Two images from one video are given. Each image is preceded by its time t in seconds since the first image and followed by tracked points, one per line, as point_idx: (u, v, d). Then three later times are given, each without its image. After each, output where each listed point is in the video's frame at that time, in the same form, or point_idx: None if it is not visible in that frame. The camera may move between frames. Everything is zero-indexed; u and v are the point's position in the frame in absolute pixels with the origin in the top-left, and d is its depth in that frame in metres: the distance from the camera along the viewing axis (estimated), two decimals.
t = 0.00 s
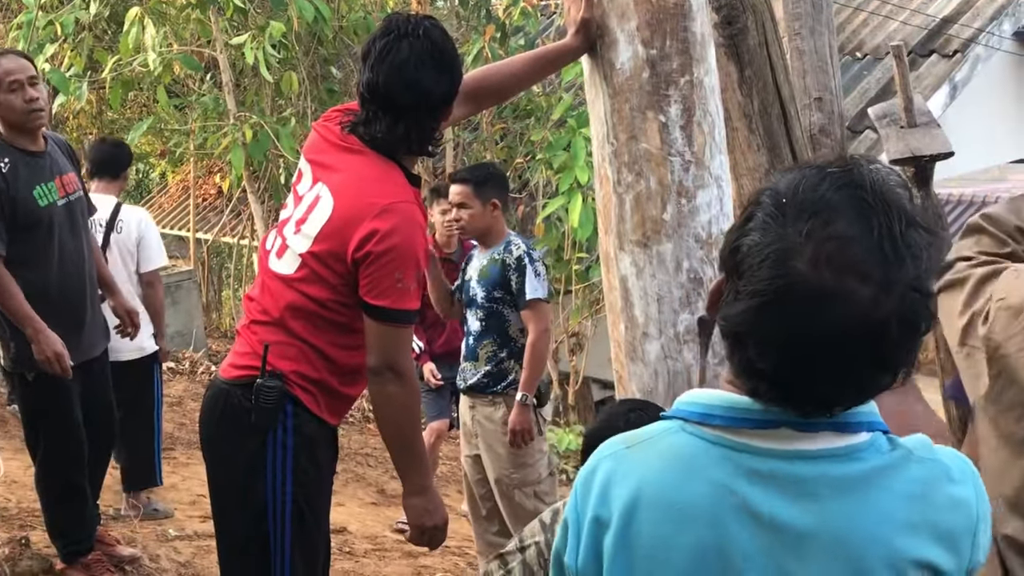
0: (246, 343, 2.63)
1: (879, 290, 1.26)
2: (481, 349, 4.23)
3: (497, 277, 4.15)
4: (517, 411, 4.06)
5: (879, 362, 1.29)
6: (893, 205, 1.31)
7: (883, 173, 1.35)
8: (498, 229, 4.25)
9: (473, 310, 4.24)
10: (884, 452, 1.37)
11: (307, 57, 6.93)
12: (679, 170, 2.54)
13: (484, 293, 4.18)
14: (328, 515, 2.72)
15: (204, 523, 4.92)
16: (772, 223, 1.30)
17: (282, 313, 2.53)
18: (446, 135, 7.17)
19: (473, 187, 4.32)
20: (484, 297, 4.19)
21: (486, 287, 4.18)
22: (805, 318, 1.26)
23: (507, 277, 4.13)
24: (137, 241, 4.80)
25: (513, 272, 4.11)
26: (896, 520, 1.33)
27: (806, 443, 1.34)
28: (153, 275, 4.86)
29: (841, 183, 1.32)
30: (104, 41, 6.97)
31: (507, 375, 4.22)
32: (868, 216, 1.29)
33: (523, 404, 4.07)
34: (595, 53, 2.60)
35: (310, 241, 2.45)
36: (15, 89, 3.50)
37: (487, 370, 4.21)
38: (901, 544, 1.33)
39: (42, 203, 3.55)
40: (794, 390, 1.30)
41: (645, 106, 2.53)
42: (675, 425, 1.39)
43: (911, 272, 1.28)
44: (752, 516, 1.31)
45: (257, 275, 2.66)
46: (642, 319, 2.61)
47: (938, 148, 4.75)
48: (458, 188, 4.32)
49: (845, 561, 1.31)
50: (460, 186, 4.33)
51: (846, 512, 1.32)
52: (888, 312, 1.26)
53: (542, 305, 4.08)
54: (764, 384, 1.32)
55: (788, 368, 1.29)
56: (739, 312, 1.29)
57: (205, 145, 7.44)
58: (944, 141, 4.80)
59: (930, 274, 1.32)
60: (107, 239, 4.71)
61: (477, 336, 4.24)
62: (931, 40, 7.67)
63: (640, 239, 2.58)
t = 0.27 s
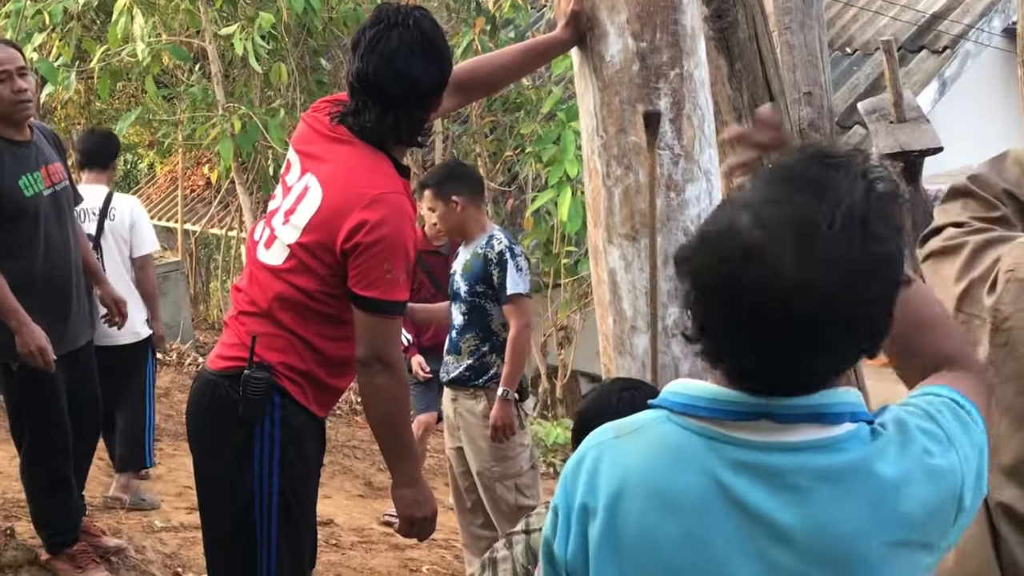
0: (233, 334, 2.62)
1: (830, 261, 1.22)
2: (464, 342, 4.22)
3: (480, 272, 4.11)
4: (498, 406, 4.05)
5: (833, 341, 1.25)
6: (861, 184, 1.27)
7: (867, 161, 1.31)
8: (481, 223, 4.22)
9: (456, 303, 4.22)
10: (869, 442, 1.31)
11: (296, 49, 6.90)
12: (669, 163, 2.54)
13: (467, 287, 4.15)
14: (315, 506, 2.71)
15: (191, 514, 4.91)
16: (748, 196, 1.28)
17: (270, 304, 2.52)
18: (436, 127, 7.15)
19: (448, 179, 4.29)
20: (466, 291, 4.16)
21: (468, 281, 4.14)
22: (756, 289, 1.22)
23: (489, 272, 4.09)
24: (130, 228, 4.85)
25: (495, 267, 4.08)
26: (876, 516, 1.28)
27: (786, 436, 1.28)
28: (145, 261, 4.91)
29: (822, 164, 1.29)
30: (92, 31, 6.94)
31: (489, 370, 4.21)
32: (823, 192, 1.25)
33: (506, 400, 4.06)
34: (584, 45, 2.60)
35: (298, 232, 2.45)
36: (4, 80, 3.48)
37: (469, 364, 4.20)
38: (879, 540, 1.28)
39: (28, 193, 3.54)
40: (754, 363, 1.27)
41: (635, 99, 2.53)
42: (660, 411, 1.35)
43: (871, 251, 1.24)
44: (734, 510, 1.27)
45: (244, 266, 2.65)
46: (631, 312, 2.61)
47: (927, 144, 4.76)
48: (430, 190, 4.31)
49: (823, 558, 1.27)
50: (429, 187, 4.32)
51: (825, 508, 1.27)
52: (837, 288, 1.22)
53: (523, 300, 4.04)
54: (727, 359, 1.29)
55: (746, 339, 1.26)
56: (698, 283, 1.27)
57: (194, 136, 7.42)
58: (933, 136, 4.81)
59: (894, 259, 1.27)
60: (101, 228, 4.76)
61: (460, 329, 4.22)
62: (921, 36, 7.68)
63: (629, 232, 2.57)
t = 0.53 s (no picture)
0: (213, 327, 2.61)
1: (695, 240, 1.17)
2: (430, 334, 4.27)
3: (441, 265, 4.13)
4: (460, 399, 4.03)
5: (726, 327, 1.19)
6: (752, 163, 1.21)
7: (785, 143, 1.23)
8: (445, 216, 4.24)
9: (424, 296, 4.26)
10: (784, 430, 1.21)
11: (279, 41, 6.88)
12: (650, 160, 2.52)
13: (430, 280, 4.19)
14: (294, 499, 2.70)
15: (170, 507, 4.89)
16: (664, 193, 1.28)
17: (250, 296, 2.51)
18: (419, 121, 7.14)
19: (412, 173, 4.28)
20: (431, 284, 4.19)
21: (431, 274, 4.17)
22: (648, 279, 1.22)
23: (448, 265, 4.10)
24: (109, 209, 5.07)
25: (453, 261, 4.08)
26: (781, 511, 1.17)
27: (691, 426, 1.23)
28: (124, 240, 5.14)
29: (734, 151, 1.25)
30: (74, 22, 6.90)
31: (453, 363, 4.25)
32: (718, 167, 1.21)
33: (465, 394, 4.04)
34: (567, 39, 2.61)
35: (279, 225, 2.44)
36: None
37: (435, 356, 4.25)
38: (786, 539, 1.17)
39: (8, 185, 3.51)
40: (655, 348, 1.26)
41: (617, 94, 2.52)
42: (615, 399, 1.35)
43: (759, 228, 1.16)
44: (651, 503, 1.25)
45: (225, 258, 2.64)
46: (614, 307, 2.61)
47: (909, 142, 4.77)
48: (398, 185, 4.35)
49: (726, 555, 1.19)
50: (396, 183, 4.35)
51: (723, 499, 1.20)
52: (711, 263, 1.16)
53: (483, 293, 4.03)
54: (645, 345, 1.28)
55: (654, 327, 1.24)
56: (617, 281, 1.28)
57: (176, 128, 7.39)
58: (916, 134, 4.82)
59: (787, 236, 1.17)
60: (81, 209, 5.01)
61: (427, 321, 4.26)
62: (904, 34, 7.70)
63: (611, 227, 2.57)
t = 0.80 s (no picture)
0: (183, 323, 2.59)
1: (679, 256, 1.21)
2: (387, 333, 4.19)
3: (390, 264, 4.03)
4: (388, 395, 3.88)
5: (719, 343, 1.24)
6: (721, 178, 1.25)
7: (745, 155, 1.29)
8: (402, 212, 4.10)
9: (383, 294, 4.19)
10: (750, 433, 1.26)
11: (253, 37, 6.84)
12: (624, 157, 2.52)
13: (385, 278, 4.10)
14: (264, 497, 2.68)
15: (140, 505, 4.86)
16: (622, 201, 1.30)
17: (220, 293, 2.50)
18: (393, 118, 7.11)
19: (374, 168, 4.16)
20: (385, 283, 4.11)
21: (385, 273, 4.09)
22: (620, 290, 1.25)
23: (395, 263, 4.00)
24: (88, 206, 5.11)
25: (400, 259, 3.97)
26: (735, 516, 1.22)
27: (666, 423, 1.30)
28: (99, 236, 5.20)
29: (687, 160, 1.28)
30: (46, 16, 6.85)
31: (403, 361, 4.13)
32: (685, 190, 1.24)
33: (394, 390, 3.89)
34: (540, 37, 2.60)
35: (249, 221, 2.43)
36: None
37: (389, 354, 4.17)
38: (737, 543, 1.21)
39: None
40: (626, 356, 1.29)
41: (590, 92, 2.52)
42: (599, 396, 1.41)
43: (738, 245, 1.22)
44: (618, 496, 1.32)
45: (195, 255, 2.63)
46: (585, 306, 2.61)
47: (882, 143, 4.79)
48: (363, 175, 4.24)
49: (681, 554, 1.24)
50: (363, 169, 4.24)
51: (684, 498, 1.25)
52: (699, 280, 1.20)
53: (426, 293, 3.89)
54: (613, 351, 1.31)
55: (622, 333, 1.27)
56: (579, 291, 1.30)
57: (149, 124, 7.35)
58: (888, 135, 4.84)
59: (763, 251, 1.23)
60: (61, 203, 5.01)
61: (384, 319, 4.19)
62: (876, 36, 7.74)
63: (584, 225, 2.56)
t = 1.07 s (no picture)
0: (138, 327, 2.58)
1: (727, 271, 1.22)
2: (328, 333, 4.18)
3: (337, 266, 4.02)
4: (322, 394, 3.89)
5: (760, 357, 1.26)
6: (752, 193, 1.28)
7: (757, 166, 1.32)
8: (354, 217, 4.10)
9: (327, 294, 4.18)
10: (766, 450, 1.27)
11: (213, 38, 6.81)
12: (583, 161, 2.53)
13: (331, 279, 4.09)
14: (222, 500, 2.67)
15: (97, 508, 4.83)
16: (645, 213, 1.30)
17: (175, 294, 2.49)
18: (354, 119, 7.10)
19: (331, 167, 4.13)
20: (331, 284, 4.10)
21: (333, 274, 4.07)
22: (656, 306, 1.24)
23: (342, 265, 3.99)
24: (60, 207, 5.22)
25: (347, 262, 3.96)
26: (748, 529, 1.23)
27: (672, 429, 1.30)
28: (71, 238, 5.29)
29: (710, 173, 1.30)
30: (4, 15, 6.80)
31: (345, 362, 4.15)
32: (720, 202, 1.26)
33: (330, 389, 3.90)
34: (500, 40, 2.61)
35: (204, 221, 2.42)
36: None
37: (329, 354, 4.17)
38: (745, 557, 1.22)
39: None
40: (654, 371, 1.29)
41: (549, 96, 2.53)
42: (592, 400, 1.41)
43: (776, 259, 1.25)
44: (618, 500, 1.31)
45: (150, 257, 2.62)
46: (542, 309, 2.60)
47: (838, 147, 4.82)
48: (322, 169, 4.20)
49: (684, 563, 1.24)
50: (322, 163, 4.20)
51: (697, 509, 1.25)
52: (751, 294, 1.22)
53: (370, 297, 3.89)
54: (636, 365, 1.31)
55: (654, 348, 1.27)
56: (614, 306, 1.28)
57: (107, 124, 7.30)
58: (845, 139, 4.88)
59: (794, 263, 1.27)
60: (35, 207, 5.12)
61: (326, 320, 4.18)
62: (835, 41, 7.80)
63: (542, 229, 2.56)
